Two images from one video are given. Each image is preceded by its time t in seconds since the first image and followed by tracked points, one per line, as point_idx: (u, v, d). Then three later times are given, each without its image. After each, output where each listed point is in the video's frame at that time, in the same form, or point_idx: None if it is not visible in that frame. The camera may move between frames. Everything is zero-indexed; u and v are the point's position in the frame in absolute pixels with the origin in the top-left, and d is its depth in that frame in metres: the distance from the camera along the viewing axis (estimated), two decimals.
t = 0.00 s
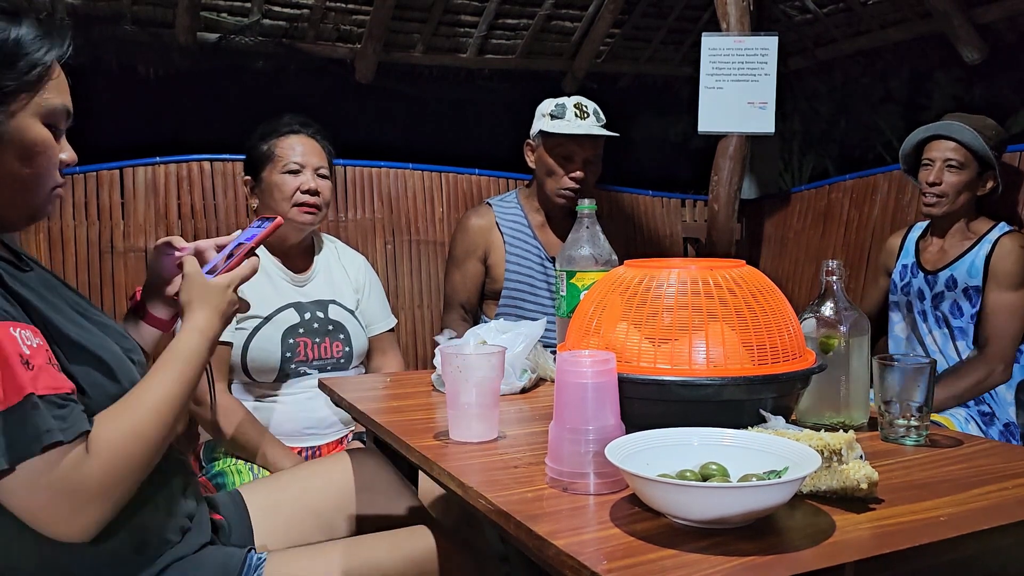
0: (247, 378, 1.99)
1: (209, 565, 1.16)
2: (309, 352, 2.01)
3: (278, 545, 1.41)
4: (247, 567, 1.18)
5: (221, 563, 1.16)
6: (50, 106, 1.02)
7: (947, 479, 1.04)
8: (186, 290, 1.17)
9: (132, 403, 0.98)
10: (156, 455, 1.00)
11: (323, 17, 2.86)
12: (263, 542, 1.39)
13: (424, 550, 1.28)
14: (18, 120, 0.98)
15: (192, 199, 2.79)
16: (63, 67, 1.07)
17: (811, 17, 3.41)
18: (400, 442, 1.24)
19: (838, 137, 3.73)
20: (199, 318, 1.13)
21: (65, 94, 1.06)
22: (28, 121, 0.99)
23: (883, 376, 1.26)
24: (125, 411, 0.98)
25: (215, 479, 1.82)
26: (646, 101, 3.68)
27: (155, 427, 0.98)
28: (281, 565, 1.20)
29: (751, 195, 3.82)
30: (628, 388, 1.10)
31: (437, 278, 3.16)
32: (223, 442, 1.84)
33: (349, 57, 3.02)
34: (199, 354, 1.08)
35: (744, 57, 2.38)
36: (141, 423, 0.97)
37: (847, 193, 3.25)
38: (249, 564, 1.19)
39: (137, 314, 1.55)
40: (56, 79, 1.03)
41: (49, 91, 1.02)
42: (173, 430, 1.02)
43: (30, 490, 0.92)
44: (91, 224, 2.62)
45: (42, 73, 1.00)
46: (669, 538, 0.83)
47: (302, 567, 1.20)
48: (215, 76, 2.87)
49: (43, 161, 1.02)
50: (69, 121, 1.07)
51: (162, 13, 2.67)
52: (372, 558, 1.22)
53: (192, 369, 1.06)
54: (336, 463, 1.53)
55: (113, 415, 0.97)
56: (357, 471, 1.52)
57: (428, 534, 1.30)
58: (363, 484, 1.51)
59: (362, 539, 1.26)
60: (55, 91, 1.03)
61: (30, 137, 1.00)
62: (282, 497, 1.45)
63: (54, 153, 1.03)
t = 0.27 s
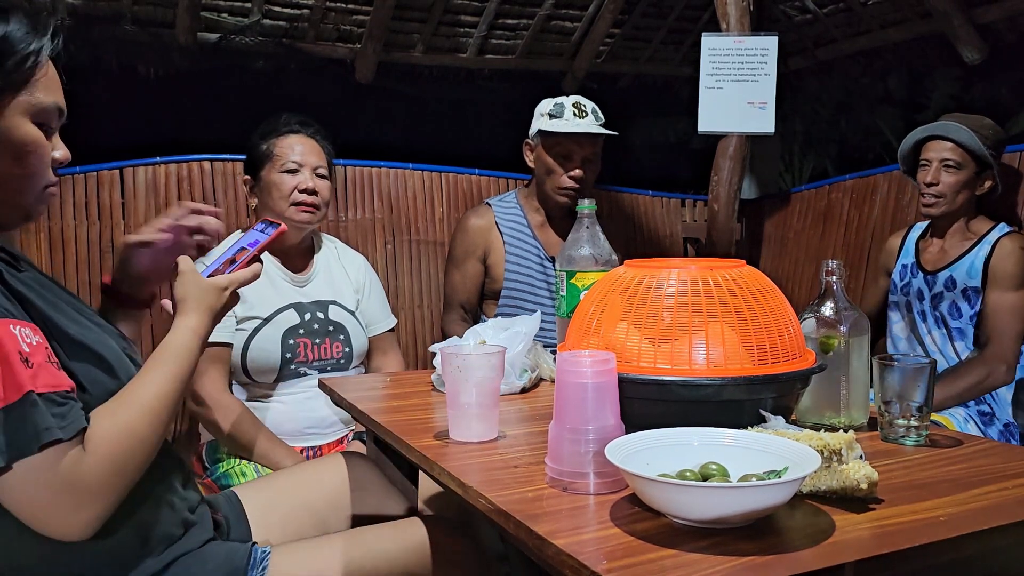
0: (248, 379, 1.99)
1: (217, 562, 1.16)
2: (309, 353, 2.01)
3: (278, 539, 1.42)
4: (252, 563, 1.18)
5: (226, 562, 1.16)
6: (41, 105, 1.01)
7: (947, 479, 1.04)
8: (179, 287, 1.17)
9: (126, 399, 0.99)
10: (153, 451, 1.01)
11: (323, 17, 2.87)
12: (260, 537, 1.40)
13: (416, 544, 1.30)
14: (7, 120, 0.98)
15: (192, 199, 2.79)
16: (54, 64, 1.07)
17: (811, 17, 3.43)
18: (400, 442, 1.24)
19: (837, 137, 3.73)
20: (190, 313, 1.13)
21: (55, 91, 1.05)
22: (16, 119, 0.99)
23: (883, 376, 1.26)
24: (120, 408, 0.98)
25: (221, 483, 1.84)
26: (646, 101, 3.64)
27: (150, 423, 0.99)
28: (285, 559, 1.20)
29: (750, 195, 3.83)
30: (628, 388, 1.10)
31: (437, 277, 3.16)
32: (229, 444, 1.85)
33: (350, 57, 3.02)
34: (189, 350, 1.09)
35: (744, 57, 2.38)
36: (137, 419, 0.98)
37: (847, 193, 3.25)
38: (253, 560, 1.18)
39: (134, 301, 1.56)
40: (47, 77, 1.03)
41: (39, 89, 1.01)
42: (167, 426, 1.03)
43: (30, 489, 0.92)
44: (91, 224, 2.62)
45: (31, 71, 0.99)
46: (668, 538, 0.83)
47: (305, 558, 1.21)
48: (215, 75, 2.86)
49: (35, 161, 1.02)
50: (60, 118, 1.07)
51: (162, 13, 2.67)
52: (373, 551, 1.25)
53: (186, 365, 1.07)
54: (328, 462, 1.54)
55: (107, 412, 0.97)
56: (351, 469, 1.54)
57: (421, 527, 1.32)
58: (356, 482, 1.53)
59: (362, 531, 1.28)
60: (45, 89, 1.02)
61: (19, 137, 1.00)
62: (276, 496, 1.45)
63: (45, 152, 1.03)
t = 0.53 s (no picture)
0: (247, 380, 2.00)
1: (220, 566, 1.15)
2: (309, 354, 2.01)
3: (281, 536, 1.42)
4: (255, 557, 1.18)
5: (229, 559, 1.16)
6: (35, 108, 1.01)
7: (948, 479, 1.04)
8: (176, 281, 1.17)
9: (127, 397, 0.99)
10: (153, 449, 1.01)
11: (323, 17, 2.83)
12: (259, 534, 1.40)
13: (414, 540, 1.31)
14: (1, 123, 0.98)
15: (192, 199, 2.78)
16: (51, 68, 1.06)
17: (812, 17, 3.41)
18: (400, 442, 1.24)
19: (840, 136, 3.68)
20: (189, 309, 1.13)
21: (50, 95, 1.04)
22: (9, 122, 0.98)
23: (884, 376, 1.26)
24: (121, 406, 0.98)
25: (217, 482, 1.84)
26: (645, 100, 3.71)
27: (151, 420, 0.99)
28: (287, 557, 1.21)
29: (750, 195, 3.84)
30: (628, 388, 1.10)
31: (437, 278, 3.16)
32: (225, 444, 1.84)
33: (349, 57, 3.02)
34: (188, 346, 1.09)
35: (744, 57, 2.38)
36: (138, 417, 0.98)
37: (847, 193, 3.25)
38: (257, 555, 1.19)
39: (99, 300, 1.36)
40: (43, 80, 1.03)
41: (34, 91, 1.01)
42: (168, 423, 1.03)
43: (32, 487, 0.91)
44: (91, 224, 2.62)
45: (27, 74, 0.99)
46: (668, 538, 0.83)
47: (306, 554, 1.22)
48: (215, 75, 2.89)
49: (27, 165, 1.01)
50: (54, 121, 1.06)
51: (162, 13, 2.66)
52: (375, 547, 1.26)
53: (186, 361, 1.07)
54: (326, 462, 1.54)
55: (108, 409, 0.97)
56: (349, 468, 1.54)
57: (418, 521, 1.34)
58: (353, 482, 1.53)
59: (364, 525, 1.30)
60: (40, 92, 1.02)
61: (13, 140, 0.99)
62: (274, 495, 1.46)
63: (38, 155, 1.03)
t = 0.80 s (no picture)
0: (240, 380, 2.01)
1: (227, 564, 1.16)
2: (306, 356, 2.01)
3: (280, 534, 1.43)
4: (260, 553, 1.19)
5: (234, 560, 1.17)
6: (32, 107, 1.01)
7: (947, 479, 1.04)
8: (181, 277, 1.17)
9: (131, 393, 0.98)
10: (158, 446, 1.00)
11: (322, 17, 2.85)
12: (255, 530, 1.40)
13: (409, 536, 1.32)
14: None
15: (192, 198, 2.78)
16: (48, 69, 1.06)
17: (811, 16, 3.41)
18: (400, 441, 1.24)
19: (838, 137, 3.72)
20: (192, 305, 1.13)
21: (47, 93, 1.04)
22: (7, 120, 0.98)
23: (884, 377, 1.26)
24: (125, 402, 0.98)
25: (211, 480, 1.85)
26: (645, 100, 3.69)
27: (155, 417, 0.99)
28: (288, 557, 1.22)
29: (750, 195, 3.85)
30: (628, 388, 1.10)
31: (437, 277, 3.16)
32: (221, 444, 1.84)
33: (349, 56, 3.02)
34: (191, 343, 1.09)
35: (743, 56, 2.38)
36: (143, 413, 0.98)
37: (847, 192, 3.25)
38: (261, 552, 1.20)
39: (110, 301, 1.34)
40: (40, 78, 1.03)
41: (31, 90, 1.01)
42: (172, 420, 1.02)
43: (39, 483, 0.92)
44: (91, 224, 2.63)
45: (24, 72, 0.99)
46: (668, 538, 0.83)
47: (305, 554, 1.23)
48: (215, 75, 2.88)
49: (24, 163, 1.01)
50: (51, 119, 1.06)
51: (163, 12, 2.66)
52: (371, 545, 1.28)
53: (190, 358, 1.07)
54: (323, 463, 1.54)
55: (113, 404, 0.97)
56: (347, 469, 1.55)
57: (410, 516, 1.35)
58: (351, 483, 1.53)
59: (359, 522, 1.31)
60: (38, 90, 1.02)
61: (12, 138, 0.99)
62: (271, 494, 1.46)
63: (37, 153, 1.03)
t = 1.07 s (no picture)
0: (241, 381, 2.00)
1: (232, 562, 1.16)
2: (308, 358, 2.01)
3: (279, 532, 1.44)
4: (265, 549, 1.20)
5: (239, 558, 1.16)
6: (34, 114, 1.01)
7: (947, 479, 1.04)
8: (182, 271, 1.17)
9: (137, 386, 0.98)
10: (165, 439, 1.00)
11: (323, 17, 2.86)
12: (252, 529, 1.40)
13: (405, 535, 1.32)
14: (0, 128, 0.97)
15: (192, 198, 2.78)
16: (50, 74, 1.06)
17: (811, 16, 3.41)
18: (400, 441, 1.24)
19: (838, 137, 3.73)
20: (196, 298, 1.13)
21: (48, 99, 1.04)
22: (10, 127, 0.98)
23: (884, 377, 1.26)
24: (131, 396, 0.97)
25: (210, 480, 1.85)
26: (645, 100, 3.70)
27: (161, 410, 0.99)
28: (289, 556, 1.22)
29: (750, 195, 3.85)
30: (628, 388, 1.10)
31: (437, 277, 3.16)
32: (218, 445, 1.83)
33: (349, 57, 3.02)
34: (195, 337, 1.08)
35: (744, 57, 2.38)
36: (150, 407, 0.98)
37: (847, 192, 3.25)
38: (265, 548, 1.20)
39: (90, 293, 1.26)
40: (41, 84, 1.02)
41: (33, 98, 1.01)
42: (179, 413, 1.02)
43: (47, 476, 0.93)
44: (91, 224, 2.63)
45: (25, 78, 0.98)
46: (668, 538, 0.83)
47: (306, 551, 1.23)
48: (215, 75, 2.88)
49: (24, 168, 1.01)
50: (51, 124, 1.06)
51: (162, 13, 2.67)
52: (370, 542, 1.28)
53: (195, 352, 1.07)
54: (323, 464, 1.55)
55: (119, 398, 0.97)
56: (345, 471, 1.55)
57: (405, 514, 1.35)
58: (349, 485, 1.54)
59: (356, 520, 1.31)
60: (39, 97, 1.01)
61: (11, 145, 0.99)
62: (268, 494, 1.46)
63: (35, 159, 1.03)
